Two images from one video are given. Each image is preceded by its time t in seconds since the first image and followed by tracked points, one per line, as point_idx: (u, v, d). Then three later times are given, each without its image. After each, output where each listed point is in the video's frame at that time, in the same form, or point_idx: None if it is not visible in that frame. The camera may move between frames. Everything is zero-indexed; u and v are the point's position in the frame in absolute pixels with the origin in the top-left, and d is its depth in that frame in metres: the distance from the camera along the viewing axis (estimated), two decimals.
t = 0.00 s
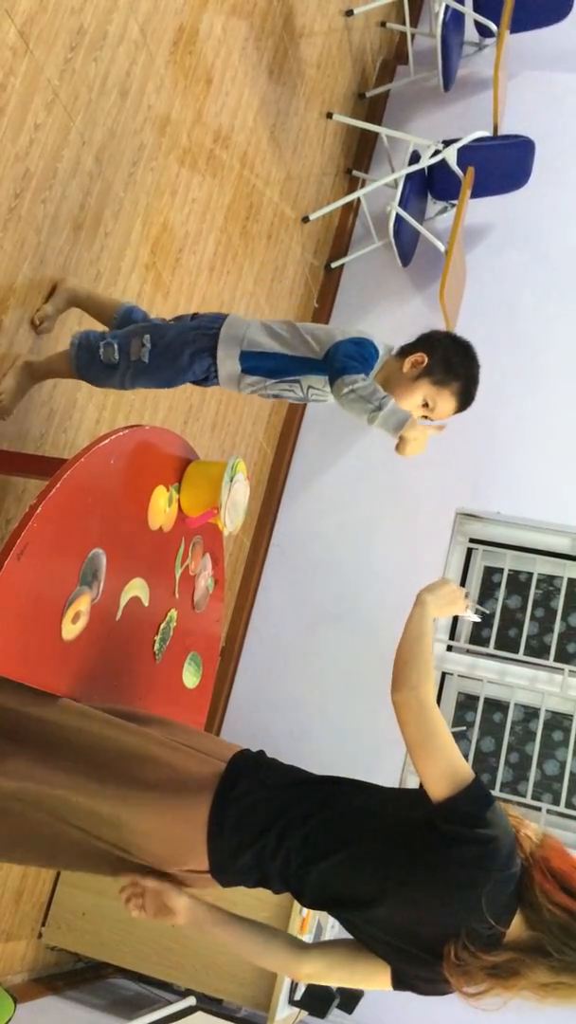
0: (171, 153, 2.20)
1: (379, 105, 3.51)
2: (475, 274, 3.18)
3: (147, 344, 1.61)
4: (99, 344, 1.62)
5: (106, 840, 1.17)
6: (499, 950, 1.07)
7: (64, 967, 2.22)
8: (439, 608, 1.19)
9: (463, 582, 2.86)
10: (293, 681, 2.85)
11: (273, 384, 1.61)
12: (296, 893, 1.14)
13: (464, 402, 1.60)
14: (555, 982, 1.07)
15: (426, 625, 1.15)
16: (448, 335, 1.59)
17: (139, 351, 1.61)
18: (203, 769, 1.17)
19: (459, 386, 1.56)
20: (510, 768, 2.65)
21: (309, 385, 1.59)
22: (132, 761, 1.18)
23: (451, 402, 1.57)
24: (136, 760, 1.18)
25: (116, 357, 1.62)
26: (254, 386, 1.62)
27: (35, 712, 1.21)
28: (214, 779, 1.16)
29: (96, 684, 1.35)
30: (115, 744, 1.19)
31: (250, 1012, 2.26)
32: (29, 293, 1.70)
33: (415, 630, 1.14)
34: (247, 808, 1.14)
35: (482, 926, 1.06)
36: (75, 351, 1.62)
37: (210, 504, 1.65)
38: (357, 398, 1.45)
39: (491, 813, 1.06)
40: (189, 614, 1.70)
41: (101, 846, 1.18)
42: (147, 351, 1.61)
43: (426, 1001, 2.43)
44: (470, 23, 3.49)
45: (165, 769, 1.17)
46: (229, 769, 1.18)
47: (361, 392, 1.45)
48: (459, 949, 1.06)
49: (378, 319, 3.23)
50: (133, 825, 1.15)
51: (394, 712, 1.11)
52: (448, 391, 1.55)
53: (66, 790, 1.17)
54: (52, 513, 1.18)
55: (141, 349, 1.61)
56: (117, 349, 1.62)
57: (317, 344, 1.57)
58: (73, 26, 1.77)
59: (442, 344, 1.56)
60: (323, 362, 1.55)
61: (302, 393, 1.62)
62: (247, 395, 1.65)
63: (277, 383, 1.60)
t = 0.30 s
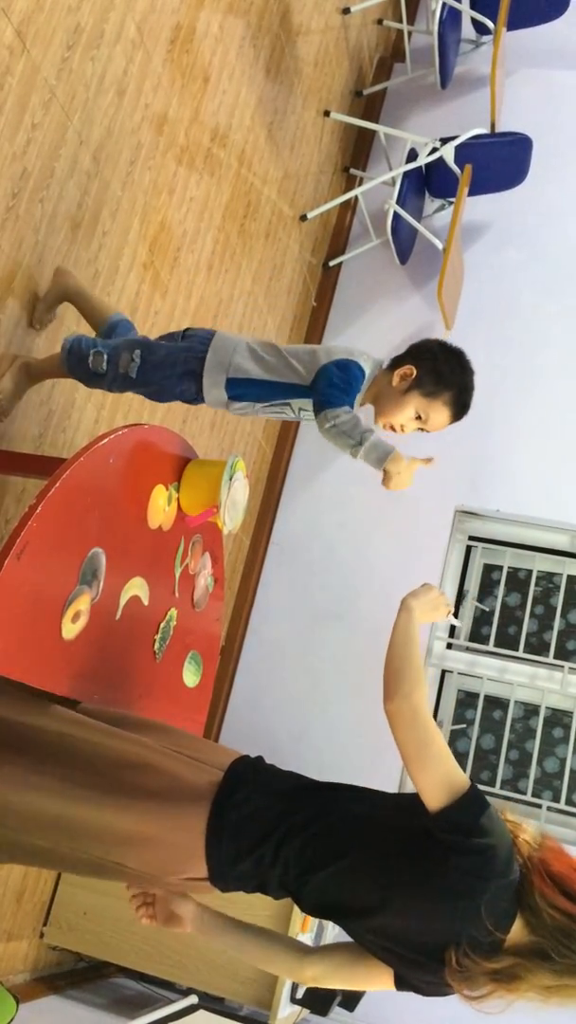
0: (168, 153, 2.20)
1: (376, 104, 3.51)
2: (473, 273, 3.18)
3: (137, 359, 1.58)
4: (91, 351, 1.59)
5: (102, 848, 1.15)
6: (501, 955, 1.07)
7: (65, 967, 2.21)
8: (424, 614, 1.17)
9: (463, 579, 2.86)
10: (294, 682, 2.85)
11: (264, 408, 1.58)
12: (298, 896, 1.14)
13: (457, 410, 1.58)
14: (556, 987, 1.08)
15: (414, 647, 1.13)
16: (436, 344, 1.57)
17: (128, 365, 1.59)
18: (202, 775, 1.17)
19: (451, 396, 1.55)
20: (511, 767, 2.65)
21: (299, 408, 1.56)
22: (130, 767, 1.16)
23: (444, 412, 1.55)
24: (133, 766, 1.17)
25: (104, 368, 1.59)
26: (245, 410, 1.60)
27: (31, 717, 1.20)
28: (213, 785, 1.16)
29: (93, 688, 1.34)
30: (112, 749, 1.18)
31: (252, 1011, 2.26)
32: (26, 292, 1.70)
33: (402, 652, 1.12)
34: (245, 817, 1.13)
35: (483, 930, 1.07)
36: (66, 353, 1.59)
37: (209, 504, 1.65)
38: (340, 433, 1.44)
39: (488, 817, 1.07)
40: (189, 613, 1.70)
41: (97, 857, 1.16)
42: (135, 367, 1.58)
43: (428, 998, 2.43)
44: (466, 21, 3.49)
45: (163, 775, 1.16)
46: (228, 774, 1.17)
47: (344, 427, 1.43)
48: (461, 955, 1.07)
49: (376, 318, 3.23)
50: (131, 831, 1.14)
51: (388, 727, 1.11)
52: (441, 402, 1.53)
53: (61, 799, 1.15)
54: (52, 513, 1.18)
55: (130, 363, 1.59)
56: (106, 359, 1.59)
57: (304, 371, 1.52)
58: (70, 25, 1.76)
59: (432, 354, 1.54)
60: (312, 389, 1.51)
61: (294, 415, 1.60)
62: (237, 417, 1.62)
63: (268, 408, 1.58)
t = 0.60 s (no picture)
0: (167, 152, 2.20)
1: (375, 103, 3.50)
2: (473, 272, 3.18)
3: (138, 354, 1.57)
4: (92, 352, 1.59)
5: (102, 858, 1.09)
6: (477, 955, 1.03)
7: (68, 967, 2.22)
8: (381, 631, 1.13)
9: (464, 578, 2.86)
10: (295, 682, 2.85)
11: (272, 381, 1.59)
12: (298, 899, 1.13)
13: (459, 385, 1.58)
14: (541, 996, 1.02)
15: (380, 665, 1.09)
16: (443, 318, 1.58)
17: (131, 360, 1.58)
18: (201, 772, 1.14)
19: (453, 371, 1.55)
20: (512, 765, 2.65)
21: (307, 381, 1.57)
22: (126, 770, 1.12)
23: (445, 386, 1.55)
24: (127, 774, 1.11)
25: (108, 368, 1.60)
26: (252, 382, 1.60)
27: (21, 723, 1.16)
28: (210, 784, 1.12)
29: (92, 688, 1.33)
30: (103, 753, 1.14)
31: (255, 1010, 2.26)
32: (27, 292, 1.70)
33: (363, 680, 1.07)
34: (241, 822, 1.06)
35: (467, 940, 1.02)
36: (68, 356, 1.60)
37: (209, 504, 1.65)
38: (348, 428, 1.43)
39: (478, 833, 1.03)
40: (191, 612, 1.70)
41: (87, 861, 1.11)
42: (138, 362, 1.58)
43: (430, 997, 2.43)
44: (465, 20, 3.49)
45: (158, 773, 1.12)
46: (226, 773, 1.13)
47: (355, 426, 1.43)
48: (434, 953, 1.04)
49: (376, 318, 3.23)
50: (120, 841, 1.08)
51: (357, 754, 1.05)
52: (442, 375, 1.53)
53: (56, 806, 1.10)
54: (53, 513, 1.18)
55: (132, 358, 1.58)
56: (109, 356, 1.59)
57: (313, 351, 1.50)
58: (68, 25, 1.76)
59: (438, 326, 1.54)
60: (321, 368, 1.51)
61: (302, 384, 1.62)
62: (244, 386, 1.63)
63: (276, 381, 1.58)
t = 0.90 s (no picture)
0: (167, 151, 2.20)
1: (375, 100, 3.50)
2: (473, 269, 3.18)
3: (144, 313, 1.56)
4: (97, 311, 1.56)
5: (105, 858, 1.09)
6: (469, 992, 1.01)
7: (71, 966, 2.22)
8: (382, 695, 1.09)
9: (465, 576, 2.86)
10: (297, 682, 2.85)
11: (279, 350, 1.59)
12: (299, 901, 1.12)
13: (467, 359, 1.59)
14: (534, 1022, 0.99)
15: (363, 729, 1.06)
16: (454, 291, 1.58)
17: (137, 319, 1.57)
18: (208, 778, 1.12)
19: (462, 345, 1.55)
20: (514, 764, 2.65)
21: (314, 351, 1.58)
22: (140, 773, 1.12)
23: (454, 360, 1.56)
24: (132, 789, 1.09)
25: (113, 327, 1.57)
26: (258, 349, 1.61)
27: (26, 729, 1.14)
28: (216, 795, 1.11)
29: (94, 687, 1.32)
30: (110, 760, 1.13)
31: (258, 1009, 2.26)
32: (26, 291, 1.70)
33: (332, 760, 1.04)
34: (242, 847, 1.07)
35: (454, 981, 1.00)
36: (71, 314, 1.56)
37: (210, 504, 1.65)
38: (365, 396, 1.43)
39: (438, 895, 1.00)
40: (192, 612, 1.70)
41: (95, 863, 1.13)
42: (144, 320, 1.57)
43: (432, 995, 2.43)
44: (464, 16, 3.49)
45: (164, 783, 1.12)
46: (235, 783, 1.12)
47: (371, 393, 1.42)
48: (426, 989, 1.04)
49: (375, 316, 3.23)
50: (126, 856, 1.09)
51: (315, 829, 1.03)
52: (451, 349, 1.54)
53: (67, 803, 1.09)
54: (54, 514, 1.18)
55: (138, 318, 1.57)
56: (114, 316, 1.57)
57: (325, 319, 1.51)
58: (67, 24, 1.76)
59: (448, 300, 1.54)
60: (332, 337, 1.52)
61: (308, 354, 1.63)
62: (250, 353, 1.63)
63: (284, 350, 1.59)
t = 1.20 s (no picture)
0: (166, 151, 2.20)
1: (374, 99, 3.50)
2: (472, 269, 3.18)
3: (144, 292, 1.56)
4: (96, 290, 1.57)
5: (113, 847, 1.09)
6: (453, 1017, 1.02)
7: (74, 966, 2.22)
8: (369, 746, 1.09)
9: (466, 574, 2.86)
10: (299, 682, 2.84)
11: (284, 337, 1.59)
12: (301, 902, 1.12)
13: (467, 350, 1.58)
14: None
15: (347, 776, 1.05)
16: (457, 283, 1.59)
17: (137, 299, 1.56)
18: (208, 777, 1.10)
19: (463, 335, 1.54)
20: (516, 763, 2.65)
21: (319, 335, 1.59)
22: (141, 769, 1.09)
23: (454, 351, 1.55)
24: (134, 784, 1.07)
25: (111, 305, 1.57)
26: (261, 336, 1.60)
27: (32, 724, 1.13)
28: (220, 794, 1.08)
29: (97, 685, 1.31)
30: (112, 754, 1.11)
31: (260, 1009, 2.25)
32: (26, 292, 1.70)
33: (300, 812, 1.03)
34: (241, 854, 1.06)
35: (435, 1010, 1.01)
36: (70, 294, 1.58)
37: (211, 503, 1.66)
38: (375, 372, 1.42)
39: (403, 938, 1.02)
40: (194, 611, 1.70)
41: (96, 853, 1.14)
42: (143, 300, 1.56)
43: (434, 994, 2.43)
44: (463, 15, 3.49)
45: (160, 787, 1.08)
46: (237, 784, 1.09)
47: (381, 368, 1.42)
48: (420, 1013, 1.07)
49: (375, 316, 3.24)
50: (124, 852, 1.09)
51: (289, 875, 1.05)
52: (452, 339, 1.53)
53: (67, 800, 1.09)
54: (53, 514, 1.17)
55: (137, 299, 1.56)
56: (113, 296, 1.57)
57: (332, 303, 1.52)
58: (67, 24, 1.76)
59: (451, 292, 1.55)
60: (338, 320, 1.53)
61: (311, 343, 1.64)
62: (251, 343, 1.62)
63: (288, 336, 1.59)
